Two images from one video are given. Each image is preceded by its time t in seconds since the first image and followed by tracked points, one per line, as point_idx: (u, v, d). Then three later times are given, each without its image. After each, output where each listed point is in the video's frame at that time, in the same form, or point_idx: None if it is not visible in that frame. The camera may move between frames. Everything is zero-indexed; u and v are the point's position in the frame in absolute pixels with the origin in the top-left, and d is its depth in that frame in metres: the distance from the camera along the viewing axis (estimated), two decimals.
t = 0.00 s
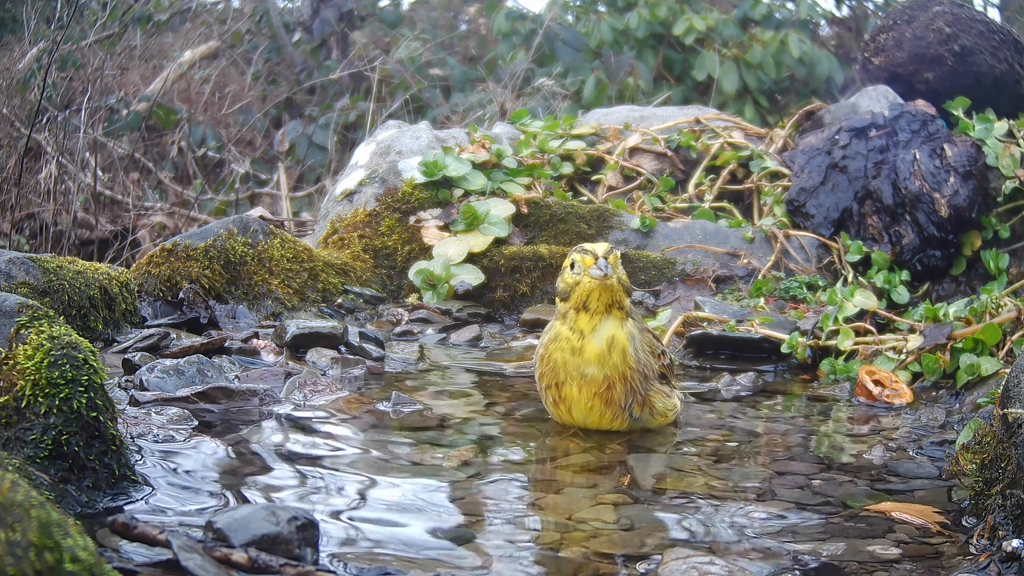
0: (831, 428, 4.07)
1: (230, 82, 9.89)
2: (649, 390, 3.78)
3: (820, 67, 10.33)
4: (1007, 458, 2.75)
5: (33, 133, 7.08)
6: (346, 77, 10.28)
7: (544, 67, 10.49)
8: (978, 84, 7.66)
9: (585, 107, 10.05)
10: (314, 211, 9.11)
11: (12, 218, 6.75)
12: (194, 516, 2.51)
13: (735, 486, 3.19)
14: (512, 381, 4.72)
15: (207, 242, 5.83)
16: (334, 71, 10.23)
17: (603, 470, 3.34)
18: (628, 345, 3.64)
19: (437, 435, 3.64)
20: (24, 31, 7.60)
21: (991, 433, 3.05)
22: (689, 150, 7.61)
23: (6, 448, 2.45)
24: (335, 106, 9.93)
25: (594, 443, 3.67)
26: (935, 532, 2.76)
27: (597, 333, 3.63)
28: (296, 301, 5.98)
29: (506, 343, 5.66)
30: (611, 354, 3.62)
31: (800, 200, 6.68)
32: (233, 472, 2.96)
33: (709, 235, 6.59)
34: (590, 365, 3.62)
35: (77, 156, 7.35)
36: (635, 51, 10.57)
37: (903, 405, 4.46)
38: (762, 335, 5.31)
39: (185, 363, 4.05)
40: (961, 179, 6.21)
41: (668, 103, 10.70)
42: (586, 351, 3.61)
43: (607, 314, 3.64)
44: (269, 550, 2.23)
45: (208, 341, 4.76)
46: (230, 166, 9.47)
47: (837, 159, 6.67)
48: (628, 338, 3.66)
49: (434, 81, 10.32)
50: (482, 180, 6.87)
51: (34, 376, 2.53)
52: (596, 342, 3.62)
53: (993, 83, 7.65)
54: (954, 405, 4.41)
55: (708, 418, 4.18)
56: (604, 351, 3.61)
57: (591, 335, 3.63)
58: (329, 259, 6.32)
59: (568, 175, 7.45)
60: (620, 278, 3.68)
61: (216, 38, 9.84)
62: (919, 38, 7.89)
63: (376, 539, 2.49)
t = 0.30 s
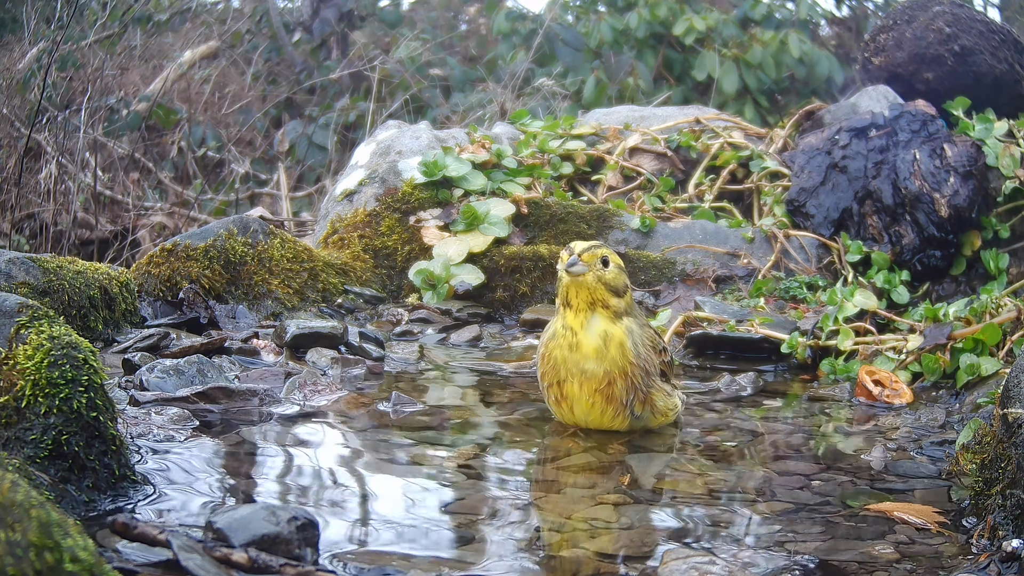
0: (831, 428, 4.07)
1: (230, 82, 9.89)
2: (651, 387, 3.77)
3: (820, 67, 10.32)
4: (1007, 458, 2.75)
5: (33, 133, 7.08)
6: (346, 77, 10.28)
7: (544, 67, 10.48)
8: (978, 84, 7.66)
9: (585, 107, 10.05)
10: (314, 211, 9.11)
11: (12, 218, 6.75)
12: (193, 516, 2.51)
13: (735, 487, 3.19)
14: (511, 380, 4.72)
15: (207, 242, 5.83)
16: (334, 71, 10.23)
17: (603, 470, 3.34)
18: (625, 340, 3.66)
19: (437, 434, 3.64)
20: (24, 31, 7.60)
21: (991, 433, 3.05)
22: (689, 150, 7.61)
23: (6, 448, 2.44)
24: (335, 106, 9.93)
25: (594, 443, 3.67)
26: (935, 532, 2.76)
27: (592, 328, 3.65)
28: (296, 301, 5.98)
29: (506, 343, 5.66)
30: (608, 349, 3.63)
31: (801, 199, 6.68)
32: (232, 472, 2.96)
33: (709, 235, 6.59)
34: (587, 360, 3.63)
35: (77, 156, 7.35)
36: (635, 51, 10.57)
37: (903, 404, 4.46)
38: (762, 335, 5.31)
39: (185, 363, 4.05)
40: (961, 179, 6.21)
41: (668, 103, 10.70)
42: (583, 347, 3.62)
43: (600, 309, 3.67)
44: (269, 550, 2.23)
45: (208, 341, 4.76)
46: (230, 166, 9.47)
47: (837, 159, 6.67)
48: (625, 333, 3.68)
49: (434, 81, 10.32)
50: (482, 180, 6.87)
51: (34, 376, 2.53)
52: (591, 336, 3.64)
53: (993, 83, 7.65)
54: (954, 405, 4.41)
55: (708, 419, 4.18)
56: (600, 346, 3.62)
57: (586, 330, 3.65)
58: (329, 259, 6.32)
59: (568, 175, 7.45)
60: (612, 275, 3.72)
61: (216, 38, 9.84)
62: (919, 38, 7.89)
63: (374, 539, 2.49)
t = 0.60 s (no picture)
0: (831, 428, 4.07)
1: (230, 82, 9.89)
2: (649, 390, 3.78)
3: (820, 67, 10.32)
4: (1006, 458, 2.75)
5: (33, 133, 7.08)
6: (346, 77, 10.28)
7: (544, 67, 10.48)
8: (978, 84, 7.66)
9: (585, 107, 10.05)
10: (314, 211, 9.11)
11: (12, 218, 6.75)
12: (193, 516, 2.51)
13: (734, 486, 3.19)
14: (511, 380, 4.72)
15: (207, 242, 5.83)
16: (334, 71, 10.23)
17: (603, 470, 3.34)
18: (623, 341, 3.66)
19: (437, 434, 3.64)
20: (24, 31, 7.60)
21: (991, 433, 3.05)
22: (689, 150, 7.61)
23: (6, 448, 2.44)
24: (335, 106, 9.93)
25: (594, 443, 3.67)
26: (935, 532, 2.76)
27: (591, 329, 3.66)
28: (297, 301, 5.98)
29: (506, 343, 5.66)
30: (607, 350, 3.63)
31: (800, 200, 6.68)
32: (232, 471, 2.96)
33: (709, 235, 6.59)
34: (586, 361, 3.63)
35: (77, 156, 7.35)
36: (635, 51, 10.57)
37: (903, 404, 4.46)
38: (762, 335, 5.31)
39: (185, 363, 4.05)
40: (961, 179, 6.21)
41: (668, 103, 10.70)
42: (582, 348, 3.63)
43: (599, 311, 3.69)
44: (269, 550, 2.23)
45: (208, 341, 4.76)
46: (230, 166, 9.48)
47: (837, 159, 6.67)
48: (622, 335, 3.69)
49: (434, 81, 10.32)
50: (482, 180, 6.88)
51: (34, 376, 2.53)
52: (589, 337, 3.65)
53: (994, 83, 7.65)
54: (954, 405, 4.41)
55: (708, 419, 4.18)
56: (599, 347, 3.63)
57: (585, 331, 3.66)
58: (329, 259, 6.32)
59: (568, 175, 7.45)
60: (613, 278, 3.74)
61: (216, 38, 9.84)
62: (918, 38, 7.89)
63: (374, 539, 2.49)
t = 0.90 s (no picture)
0: (831, 428, 4.07)
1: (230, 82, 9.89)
2: (649, 402, 3.79)
3: (820, 67, 10.32)
4: (1006, 458, 2.75)
5: (33, 133, 7.08)
6: (346, 77, 10.28)
7: (544, 67, 10.49)
8: (978, 84, 7.65)
9: (585, 107, 10.05)
10: (314, 211, 9.11)
11: (12, 218, 6.75)
12: (194, 517, 2.51)
13: (734, 487, 3.19)
14: (511, 380, 4.72)
15: (207, 242, 5.83)
16: (334, 71, 10.23)
17: (602, 470, 3.34)
18: (628, 357, 3.67)
19: (437, 434, 3.64)
20: (24, 31, 7.61)
21: (991, 433, 3.05)
22: (689, 150, 7.61)
23: (6, 448, 2.44)
24: (335, 106, 9.93)
25: (594, 443, 3.67)
26: (936, 532, 2.76)
27: (596, 345, 3.67)
28: (297, 301, 5.97)
29: (506, 343, 5.66)
30: (612, 365, 3.64)
31: (801, 200, 6.68)
32: (231, 471, 2.96)
33: (709, 235, 6.59)
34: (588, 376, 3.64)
35: (77, 156, 7.34)
36: (635, 51, 10.56)
37: (903, 405, 4.46)
38: (762, 335, 5.31)
39: (185, 363, 4.05)
40: (961, 179, 6.21)
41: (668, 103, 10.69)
42: (586, 362, 3.64)
43: (608, 328, 3.68)
44: (269, 551, 2.23)
45: (208, 341, 4.76)
46: (230, 166, 9.48)
47: (837, 159, 6.67)
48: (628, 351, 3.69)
49: (434, 81, 10.33)
50: (482, 180, 6.88)
51: (34, 376, 2.53)
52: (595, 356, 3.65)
53: (993, 83, 7.65)
54: (954, 405, 4.41)
55: (708, 419, 4.18)
56: (605, 362, 3.63)
57: (591, 346, 3.67)
58: (329, 259, 6.32)
59: (568, 175, 7.45)
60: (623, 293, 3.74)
61: (216, 38, 9.84)
62: (918, 38, 7.89)
63: (373, 539, 2.49)
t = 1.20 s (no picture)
0: (831, 428, 4.07)
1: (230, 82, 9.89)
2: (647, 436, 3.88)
3: (820, 67, 10.33)
4: (1006, 458, 2.75)
5: (33, 133, 7.08)
6: (346, 77, 10.28)
7: (544, 67, 10.49)
8: (978, 84, 7.65)
9: (585, 107, 10.06)
10: (314, 211, 9.11)
11: (12, 218, 6.75)
12: (194, 516, 2.51)
13: (735, 487, 3.19)
14: (511, 380, 4.72)
15: (207, 243, 5.84)
16: (334, 71, 10.23)
17: (602, 470, 3.34)
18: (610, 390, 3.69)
19: (437, 434, 3.64)
20: (24, 31, 7.62)
21: (991, 434, 3.05)
22: (689, 150, 7.61)
23: (6, 448, 2.44)
24: (335, 106, 9.93)
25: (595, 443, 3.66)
26: (935, 532, 2.76)
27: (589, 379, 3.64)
28: (297, 301, 5.97)
29: (506, 343, 5.66)
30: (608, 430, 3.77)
31: (800, 200, 6.69)
32: (231, 471, 2.96)
33: (709, 235, 6.60)
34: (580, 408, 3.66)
35: (77, 156, 7.35)
36: (635, 51, 10.55)
37: (903, 404, 4.46)
38: (762, 335, 5.32)
39: (185, 363, 4.06)
40: (961, 179, 6.20)
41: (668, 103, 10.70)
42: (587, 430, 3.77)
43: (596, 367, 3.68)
44: (269, 550, 2.23)
45: (208, 341, 4.76)
46: (230, 166, 9.48)
47: (837, 159, 6.68)
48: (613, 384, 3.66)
49: (434, 81, 10.33)
50: (482, 180, 6.88)
51: (34, 376, 2.53)
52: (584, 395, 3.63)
53: (993, 83, 7.65)
54: (954, 405, 4.40)
55: (709, 419, 4.17)
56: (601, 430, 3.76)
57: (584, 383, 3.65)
58: (329, 259, 6.32)
59: (568, 175, 7.45)
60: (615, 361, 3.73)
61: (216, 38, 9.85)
62: (918, 38, 7.89)
63: (372, 538, 2.49)
